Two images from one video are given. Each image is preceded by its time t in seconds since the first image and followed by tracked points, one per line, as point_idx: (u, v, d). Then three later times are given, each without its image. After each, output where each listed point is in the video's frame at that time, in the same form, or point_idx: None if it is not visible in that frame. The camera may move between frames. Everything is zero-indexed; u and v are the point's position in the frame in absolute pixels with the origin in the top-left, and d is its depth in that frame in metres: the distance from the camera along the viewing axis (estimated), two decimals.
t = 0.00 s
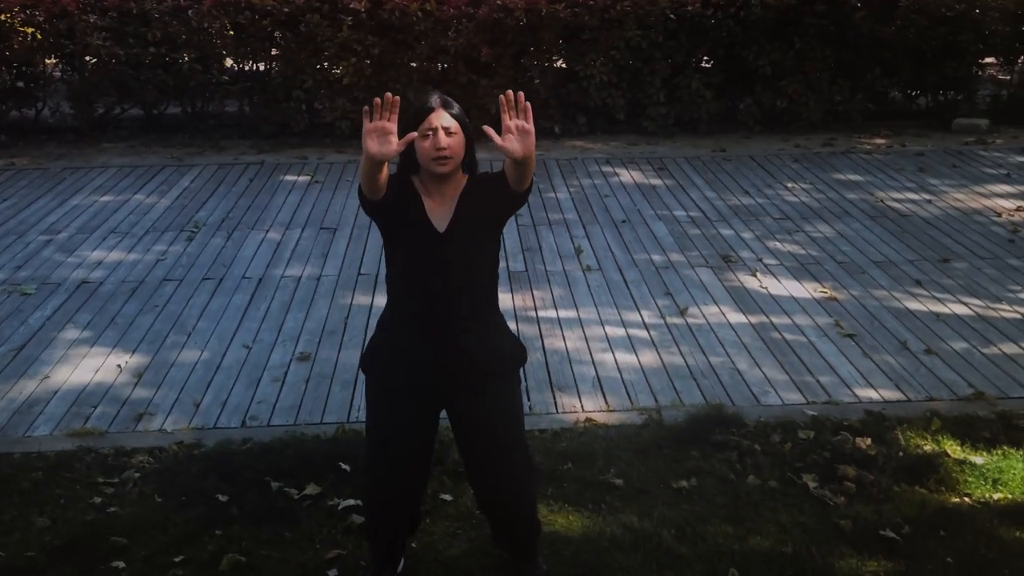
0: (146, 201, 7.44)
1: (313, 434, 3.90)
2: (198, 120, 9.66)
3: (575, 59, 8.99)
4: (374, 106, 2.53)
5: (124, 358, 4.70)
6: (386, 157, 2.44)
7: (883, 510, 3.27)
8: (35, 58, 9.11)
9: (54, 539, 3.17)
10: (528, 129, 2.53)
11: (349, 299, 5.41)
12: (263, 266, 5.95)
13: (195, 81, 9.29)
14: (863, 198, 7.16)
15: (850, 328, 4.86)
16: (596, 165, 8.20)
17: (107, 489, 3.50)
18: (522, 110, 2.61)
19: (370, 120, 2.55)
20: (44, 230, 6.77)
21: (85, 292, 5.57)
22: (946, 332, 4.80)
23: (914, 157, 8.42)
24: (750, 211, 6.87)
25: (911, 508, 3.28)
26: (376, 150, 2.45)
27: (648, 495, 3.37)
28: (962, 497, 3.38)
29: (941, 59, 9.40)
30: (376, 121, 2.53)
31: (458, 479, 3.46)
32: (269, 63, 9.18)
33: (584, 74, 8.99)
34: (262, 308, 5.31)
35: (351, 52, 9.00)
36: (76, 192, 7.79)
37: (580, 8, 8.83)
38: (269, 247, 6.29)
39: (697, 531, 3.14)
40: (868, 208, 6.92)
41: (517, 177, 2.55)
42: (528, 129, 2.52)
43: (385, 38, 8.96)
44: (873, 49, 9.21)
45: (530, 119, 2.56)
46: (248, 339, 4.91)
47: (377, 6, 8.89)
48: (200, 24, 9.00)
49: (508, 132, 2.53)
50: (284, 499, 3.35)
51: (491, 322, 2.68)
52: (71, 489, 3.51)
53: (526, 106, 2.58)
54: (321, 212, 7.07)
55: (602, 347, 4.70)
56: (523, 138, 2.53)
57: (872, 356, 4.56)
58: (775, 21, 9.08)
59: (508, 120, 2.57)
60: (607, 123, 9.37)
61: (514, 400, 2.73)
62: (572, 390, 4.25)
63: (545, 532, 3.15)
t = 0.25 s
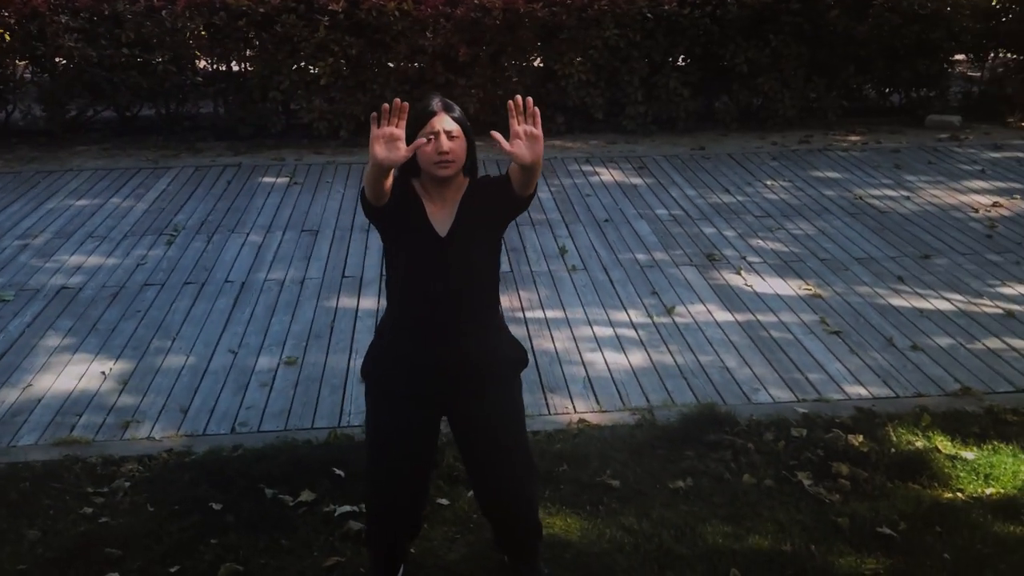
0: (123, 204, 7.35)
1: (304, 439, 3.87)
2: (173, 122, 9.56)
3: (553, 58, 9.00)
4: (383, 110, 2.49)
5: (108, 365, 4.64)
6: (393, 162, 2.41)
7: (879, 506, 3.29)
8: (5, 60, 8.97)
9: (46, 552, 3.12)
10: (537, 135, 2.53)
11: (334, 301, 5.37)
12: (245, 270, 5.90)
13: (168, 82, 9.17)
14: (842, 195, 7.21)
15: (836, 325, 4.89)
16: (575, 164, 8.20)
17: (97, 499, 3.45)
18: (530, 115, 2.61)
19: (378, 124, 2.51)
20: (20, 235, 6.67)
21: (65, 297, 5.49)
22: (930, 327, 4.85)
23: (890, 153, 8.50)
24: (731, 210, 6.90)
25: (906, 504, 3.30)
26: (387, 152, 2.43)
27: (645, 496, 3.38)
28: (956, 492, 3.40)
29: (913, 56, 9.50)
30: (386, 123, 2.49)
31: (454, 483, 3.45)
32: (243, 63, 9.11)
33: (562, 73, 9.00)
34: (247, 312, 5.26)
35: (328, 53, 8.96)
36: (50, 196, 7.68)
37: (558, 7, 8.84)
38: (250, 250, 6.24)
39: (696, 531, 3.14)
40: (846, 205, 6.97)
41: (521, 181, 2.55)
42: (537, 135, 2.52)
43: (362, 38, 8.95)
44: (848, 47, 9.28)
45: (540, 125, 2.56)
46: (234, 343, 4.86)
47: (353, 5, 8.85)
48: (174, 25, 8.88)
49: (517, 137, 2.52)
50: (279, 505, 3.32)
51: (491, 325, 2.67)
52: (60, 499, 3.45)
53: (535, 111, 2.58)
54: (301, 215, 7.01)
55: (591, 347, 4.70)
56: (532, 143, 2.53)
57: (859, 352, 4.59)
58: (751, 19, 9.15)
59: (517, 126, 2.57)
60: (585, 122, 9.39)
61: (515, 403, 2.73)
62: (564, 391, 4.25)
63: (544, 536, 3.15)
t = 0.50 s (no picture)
0: (105, 208, 7.26)
1: (302, 445, 3.84)
2: (153, 123, 9.46)
3: (536, 58, 8.98)
4: (401, 120, 2.47)
5: (98, 372, 4.59)
6: (408, 174, 2.38)
7: (879, 505, 3.32)
8: None
9: (46, 564, 3.08)
10: (553, 144, 2.55)
11: (325, 305, 5.34)
12: (233, 274, 5.85)
13: (148, 84, 9.03)
14: (826, 193, 7.26)
15: (827, 323, 4.92)
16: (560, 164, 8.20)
17: (94, 509, 3.41)
18: (546, 124, 2.62)
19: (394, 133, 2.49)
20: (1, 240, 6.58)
21: (51, 303, 5.43)
22: (920, 325, 4.89)
23: (871, 151, 8.56)
24: (717, 208, 6.92)
25: (905, 503, 3.33)
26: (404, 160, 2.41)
27: (647, 498, 3.38)
28: (953, 490, 3.43)
29: (893, 54, 9.56)
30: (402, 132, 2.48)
31: (455, 488, 3.44)
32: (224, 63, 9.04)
33: (545, 73, 8.98)
34: (237, 316, 5.22)
35: (310, 53, 8.92)
36: (30, 199, 7.58)
37: (540, 7, 8.82)
38: (237, 254, 6.20)
39: (701, 532, 3.16)
40: (830, 203, 7.02)
41: (532, 188, 2.55)
42: (554, 145, 2.53)
43: (344, 38, 8.92)
44: (828, 45, 9.34)
45: (557, 134, 2.57)
46: (225, 349, 4.82)
47: (335, 5, 8.80)
48: (153, 26, 8.80)
49: (534, 147, 2.53)
50: (280, 513, 3.31)
51: (497, 330, 2.65)
52: (57, 510, 3.41)
53: (552, 120, 2.59)
54: (286, 217, 6.97)
55: (585, 348, 4.70)
56: (548, 153, 2.55)
57: (851, 351, 4.62)
58: (732, 18, 9.18)
59: (534, 134, 2.57)
60: (568, 121, 9.40)
61: (522, 407, 2.71)
62: (560, 393, 4.25)
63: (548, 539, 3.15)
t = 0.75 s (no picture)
0: (86, 211, 7.18)
1: (302, 450, 3.83)
2: (130, 125, 9.35)
3: (516, 57, 8.98)
4: (424, 124, 2.45)
5: (90, 378, 4.54)
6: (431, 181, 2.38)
7: (879, 501, 3.36)
8: None
9: None
10: (577, 144, 2.54)
11: (316, 307, 5.32)
12: (221, 277, 5.81)
13: (124, 84, 8.94)
14: (808, 191, 7.33)
15: (818, 321, 4.97)
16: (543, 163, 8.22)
17: (97, 517, 3.38)
18: (570, 122, 2.61)
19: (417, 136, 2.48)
20: None
21: (37, 309, 5.36)
22: (909, 321, 4.96)
23: (850, 148, 8.65)
24: (702, 207, 6.96)
25: (905, 498, 3.38)
26: (427, 167, 2.41)
27: (651, 498, 3.40)
28: (951, 485, 3.48)
29: (868, 52, 9.69)
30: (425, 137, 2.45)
31: (461, 491, 3.44)
32: (202, 63, 8.94)
33: (526, 72, 8.98)
34: (227, 320, 5.19)
35: (289, 53, 8.87)
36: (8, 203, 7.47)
37: (520, 6, 8.81)
38: (223, 257, 6.15)
39: (708, 531, 3.18)
40: (813, 200, 7.08)
41: (550, 189, 2.57)
42: (577, 145, 2.53)
43: (323, 39, 8.88)
44: (805, 44, 9.43)
45: (580, 133, 2.57)
46: (217, 354, 4.78)
47: (314, 5, 8.74)
48: (129, 26, 8.75)
49: (557, 146, 2.53)
50: (286, 519, 3.30)
51: (509, 332, 2.64)
52: (58, 519, 3.37)
53: (575, 118, 2.58)
54: (271, 219, 6.93)
55: (579, 348, 4.72)
56: (571, 152, 2.54)
57: (843, 348, 4.67)
58: (710, 16, 9.23)
59: (557, 134, 2.57)
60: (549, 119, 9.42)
61: (534, 409, 2.70)
62: (558, 393, 4.26)
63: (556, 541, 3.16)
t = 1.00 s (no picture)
0: (67, 212, 7.10)
1: (302, 450, 3.81)
2: (107, 124, 9.25)
3: (498, 55, 8.98)
4: (446, 119, 2.41)
5: (82, 380, 4.49)
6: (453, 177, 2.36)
7: (880, 494, 3.40)
8: None
9: None
10: (600, 136, 2.53)
11: (307, 307, 5.30)
12: (209, 277, 5.77)
13: (101, 83, 8.83)
14: (791, 187, 7.38)
15: (809, 316, 5.01)
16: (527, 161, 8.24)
17: (98, 521, 3.34)
18: (595, 114, 2.59)
19: (438, 133, 2.43)
20: None
21: (23, 310, 5.30)
22: (898, 316, 5.01)
23: (830, 144, 8.72)
24: (688, 204, 6.99)
25: (905, 490, 3.42)
26: (450, 160, 2.37)
27: (654, 494, 3.41)
28: (949, 477, 3.53)
29: (844, 49, 9.80)
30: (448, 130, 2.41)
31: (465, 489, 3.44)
32: (179, 62, 8.93)
33: (507, 70, 8.96)
34: (218, 321, 5.15)
35: (269, 51, 8.81)
36: None
37: (502, 4, 8.81)
38: (210, 256, 6.11)
39: (714, 525, 3.21)
40: (797, 196, 7.14)
41: (569, 183, 2.56)
42: (601, 137, 2.51)
43: (303, 37, 8.84)
44: (784, 41, 9.50)
45: (604, 125, 2.55)
46: (210, 354, 4.75)
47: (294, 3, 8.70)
48: (107, 25, 8.59)
49: (581, 138, 2.51)
50: (291, 520, 3.28)
51: (522, 330, 2.64)
52: (58, 524, 3.33)
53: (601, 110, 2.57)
54: (256, 218, 6.88)
55: (574, 345, 4.73)
56: (595, 144, 2.52)
57: (835, 343, 4.72)
58: (690, 14, 9.27)
59: (580, 126, 2.55)
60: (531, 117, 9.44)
61: (546, 407, 2.70)
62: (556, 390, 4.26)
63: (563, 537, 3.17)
